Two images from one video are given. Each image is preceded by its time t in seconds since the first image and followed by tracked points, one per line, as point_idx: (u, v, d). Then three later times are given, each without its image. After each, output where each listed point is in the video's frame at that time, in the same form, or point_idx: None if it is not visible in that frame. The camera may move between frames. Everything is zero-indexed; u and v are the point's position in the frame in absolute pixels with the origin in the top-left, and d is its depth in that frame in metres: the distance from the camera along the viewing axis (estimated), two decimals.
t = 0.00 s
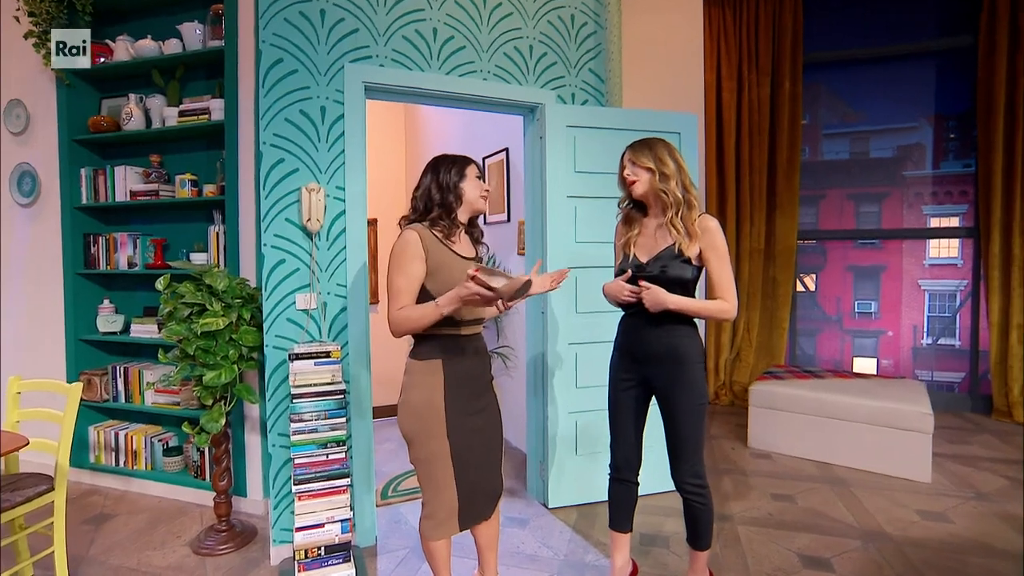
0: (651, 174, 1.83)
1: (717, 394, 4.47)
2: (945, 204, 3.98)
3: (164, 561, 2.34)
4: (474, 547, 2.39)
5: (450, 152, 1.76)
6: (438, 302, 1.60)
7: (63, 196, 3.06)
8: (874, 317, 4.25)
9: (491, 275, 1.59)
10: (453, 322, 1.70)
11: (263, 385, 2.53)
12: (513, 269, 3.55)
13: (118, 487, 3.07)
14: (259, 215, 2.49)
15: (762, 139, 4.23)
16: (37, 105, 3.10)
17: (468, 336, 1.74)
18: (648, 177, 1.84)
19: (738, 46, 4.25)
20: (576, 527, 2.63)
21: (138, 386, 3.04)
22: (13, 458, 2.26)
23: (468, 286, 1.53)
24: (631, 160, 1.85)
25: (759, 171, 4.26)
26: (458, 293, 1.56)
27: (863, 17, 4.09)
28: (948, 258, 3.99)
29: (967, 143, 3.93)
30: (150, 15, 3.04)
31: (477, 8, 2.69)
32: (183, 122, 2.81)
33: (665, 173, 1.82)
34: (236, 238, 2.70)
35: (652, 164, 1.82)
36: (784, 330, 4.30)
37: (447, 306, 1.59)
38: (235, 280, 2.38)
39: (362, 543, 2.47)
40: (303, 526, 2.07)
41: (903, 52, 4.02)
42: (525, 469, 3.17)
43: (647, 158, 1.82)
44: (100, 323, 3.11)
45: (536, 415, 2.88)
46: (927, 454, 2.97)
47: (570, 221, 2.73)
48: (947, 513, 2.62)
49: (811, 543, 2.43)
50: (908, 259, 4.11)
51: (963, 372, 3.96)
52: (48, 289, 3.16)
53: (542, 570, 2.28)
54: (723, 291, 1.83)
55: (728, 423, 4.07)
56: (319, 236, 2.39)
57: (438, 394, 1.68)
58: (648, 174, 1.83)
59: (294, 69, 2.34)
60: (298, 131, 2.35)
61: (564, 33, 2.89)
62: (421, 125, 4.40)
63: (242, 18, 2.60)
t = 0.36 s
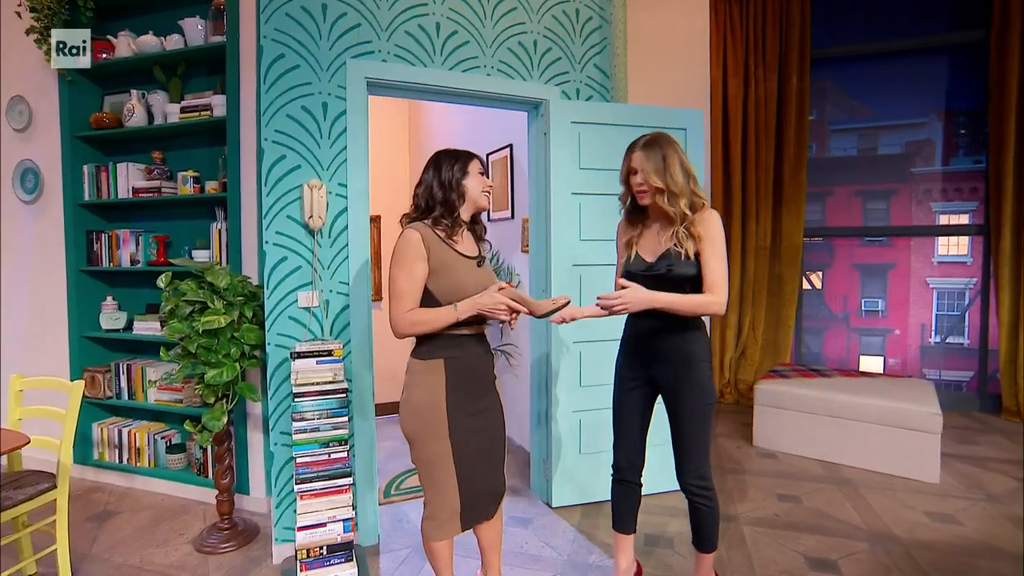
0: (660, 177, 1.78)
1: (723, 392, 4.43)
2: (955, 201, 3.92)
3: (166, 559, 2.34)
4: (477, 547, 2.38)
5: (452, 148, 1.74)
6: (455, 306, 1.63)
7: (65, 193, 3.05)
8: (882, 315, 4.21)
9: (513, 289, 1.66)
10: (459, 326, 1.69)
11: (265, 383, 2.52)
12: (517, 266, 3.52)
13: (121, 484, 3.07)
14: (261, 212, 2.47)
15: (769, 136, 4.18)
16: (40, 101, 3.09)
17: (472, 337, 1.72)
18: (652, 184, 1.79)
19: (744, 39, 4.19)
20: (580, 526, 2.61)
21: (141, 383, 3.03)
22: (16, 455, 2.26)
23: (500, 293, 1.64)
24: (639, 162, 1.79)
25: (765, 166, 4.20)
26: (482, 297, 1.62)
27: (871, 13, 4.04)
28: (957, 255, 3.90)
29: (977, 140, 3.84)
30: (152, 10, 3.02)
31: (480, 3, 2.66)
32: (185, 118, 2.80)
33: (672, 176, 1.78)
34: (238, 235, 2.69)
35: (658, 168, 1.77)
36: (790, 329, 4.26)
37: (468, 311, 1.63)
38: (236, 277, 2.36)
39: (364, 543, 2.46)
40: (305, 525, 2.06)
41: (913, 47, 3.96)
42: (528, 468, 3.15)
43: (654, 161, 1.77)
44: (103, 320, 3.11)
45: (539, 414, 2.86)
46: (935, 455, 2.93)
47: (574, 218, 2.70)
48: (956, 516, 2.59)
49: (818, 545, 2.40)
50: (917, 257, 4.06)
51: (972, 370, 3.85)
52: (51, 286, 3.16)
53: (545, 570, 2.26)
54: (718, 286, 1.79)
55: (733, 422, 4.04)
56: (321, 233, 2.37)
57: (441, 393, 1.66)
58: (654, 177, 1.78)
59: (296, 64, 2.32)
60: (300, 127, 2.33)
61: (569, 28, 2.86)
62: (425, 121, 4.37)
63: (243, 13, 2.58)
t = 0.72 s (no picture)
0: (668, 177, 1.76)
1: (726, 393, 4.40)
2: (961, 201, 3.87)
3: (166, 560, 2.33)
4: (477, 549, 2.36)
5: (451, 146, 1.72)
6: (455, 313, 1.61)
7: (67, 192, 3.04)
8: (886, 315, 4.17)
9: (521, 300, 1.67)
10: (462, 330, 1.67)
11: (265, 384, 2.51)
12: (519, 266, 3.51)
13: (122, 484, 3.06)
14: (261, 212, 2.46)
15: (773, 135, 4.14)
16: (41, 99, 3.08)
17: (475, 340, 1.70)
18: (669, 178, 1.75)
19: (748, 37, 4.13)
20: (582, 529, 2.59)
21: (143, 383, 3.02)
22: (16, 456, 2.25)
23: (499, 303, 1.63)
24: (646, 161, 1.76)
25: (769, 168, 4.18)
26: (490, 303, 1.62)
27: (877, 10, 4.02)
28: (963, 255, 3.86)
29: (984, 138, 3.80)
30: (153, 8, 3.01)
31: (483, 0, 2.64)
32: (186, 117, 2.78)
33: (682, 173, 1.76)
34: (239, 235, 2.68)
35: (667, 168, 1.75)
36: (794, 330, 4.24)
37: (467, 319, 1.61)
38: (237, 277, 2.35)
39: (364, 544, 2.44)
40: (305, 527, 2.05)
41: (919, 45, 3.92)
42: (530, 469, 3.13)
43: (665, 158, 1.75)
44: (104, 320, 3.10)
45: (541, 415, 2.84)
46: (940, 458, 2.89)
47: (576, 218, 2.68)
48: (962, 519, 2.56)
49: (822, 549, 2.38)
50: (922, 257, 4.03)
51: (978, 372, 3.80)
52: (52, 285, 3.15)
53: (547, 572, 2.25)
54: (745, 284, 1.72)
55: (737, 423, 4.01)
56: (321, 233, 2.36)
57: (442, 396, 1.64)
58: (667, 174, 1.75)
59: (296, 62, 2.30)
60: (300, 126, 2.32)
61: (572, 26, 2.83)
62: (427, 120, 4.36)
63: (244, 11, 2.56)
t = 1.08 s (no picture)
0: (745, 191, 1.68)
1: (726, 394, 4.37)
2: (963, 200, 3.87)
3: (163, 562, 2.31)
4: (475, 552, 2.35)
5: (443, 145, 1.70)
6: (445, 321, 1.59)
7: (64, 192, 3.03)
8: (887, 316, 4.14)
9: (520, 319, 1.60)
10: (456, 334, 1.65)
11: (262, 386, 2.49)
12: (519, 266, 3.49)
13: (120, 486, 3.05)
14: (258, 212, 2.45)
15: (774, 135, 4.03)
16: (38, 99, 3.07)
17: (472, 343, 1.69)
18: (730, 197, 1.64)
19: (749, 41, 4.05)
20: (581, 531, 2.58)
21: (140, 384, 3.01)
22: (11, 458, 2.23)
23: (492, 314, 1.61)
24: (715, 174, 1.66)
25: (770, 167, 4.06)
26: (489, 317, 1.57)
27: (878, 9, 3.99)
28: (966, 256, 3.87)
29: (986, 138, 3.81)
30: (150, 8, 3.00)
31: None
32: (184, 117, 2.77)
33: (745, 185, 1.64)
34: (236, 236, 2.66)
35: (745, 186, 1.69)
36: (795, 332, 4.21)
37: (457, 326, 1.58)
38: (234, 278, 2.33)
39: (362, 546, 2.43)
40: (302, 530, 2.03)
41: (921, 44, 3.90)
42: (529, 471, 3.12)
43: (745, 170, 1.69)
44: (102, 320, 3.09)
45: (540, 417, 2.83)
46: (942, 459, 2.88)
47: (575, 219, 2.67)
48: (963, 521, 2.55)
49: (822, 551, 2.37)
50: (924, 257, 4.01)
51: (979, 373, 3.86)
52: (50, 286, 3.14)
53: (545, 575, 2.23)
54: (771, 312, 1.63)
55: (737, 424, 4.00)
56: (318, 234, 2.34)
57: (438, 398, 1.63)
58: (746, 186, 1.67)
59: (293, 62, 2.28)
60: (297, 127, 2.30)
61: (571, 25, 2.82)
62: (427, 120, 4.34)
63: (240, 10, 2.54)
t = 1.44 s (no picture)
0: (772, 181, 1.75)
1: (715, 392, 4.38)
2: (948, 200, 3.88)
3: (146, 566, 2.29)
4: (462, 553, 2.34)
5: (422, 144, 1.69)
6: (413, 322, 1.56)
7: (45, 191, 2.99)
8: (874, 314, 4.20)
9: (478, 326, 1.52)
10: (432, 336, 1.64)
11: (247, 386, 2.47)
12: (508, 266, 3.48)
13: (105, 488, 3.01)
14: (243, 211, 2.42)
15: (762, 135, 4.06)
16: (19, 97, 3.02)
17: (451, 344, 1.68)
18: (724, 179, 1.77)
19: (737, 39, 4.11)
20: (569, 530, 2.58)
21: (125, 385, 2.97)
22: None
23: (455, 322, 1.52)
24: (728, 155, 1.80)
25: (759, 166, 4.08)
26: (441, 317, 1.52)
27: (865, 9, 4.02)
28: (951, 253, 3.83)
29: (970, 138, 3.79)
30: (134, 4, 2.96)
31: None
32: (169, 115, 2.73)
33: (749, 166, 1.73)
34: (222, 235, 2.64)
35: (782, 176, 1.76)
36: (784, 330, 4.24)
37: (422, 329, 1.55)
38: (218, 278, 2.31)
39: (349, 547, 2.42)
40: (289, 532, 2.02)
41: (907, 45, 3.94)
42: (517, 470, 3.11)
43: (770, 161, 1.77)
44: (86, 321, 3.05)
45: (528, 416, 2.82)
46: (927, 455, 2.90)
47: (564, 217, 2.66)
48: (947, 517, 2.57)
49: (808, 547, 2.38)
50: (909, 256, 4.05)
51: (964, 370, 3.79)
52: (32, 287, 3.09)
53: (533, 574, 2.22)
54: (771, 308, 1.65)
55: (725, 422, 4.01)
56: (304, 233, 2.32)
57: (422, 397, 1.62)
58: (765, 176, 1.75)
59: (278, 59, 2.26)
60: (283, 125, 2.28)
61: (559, 24, 2.81)
62: (417, 118, 4.33)
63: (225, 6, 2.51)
